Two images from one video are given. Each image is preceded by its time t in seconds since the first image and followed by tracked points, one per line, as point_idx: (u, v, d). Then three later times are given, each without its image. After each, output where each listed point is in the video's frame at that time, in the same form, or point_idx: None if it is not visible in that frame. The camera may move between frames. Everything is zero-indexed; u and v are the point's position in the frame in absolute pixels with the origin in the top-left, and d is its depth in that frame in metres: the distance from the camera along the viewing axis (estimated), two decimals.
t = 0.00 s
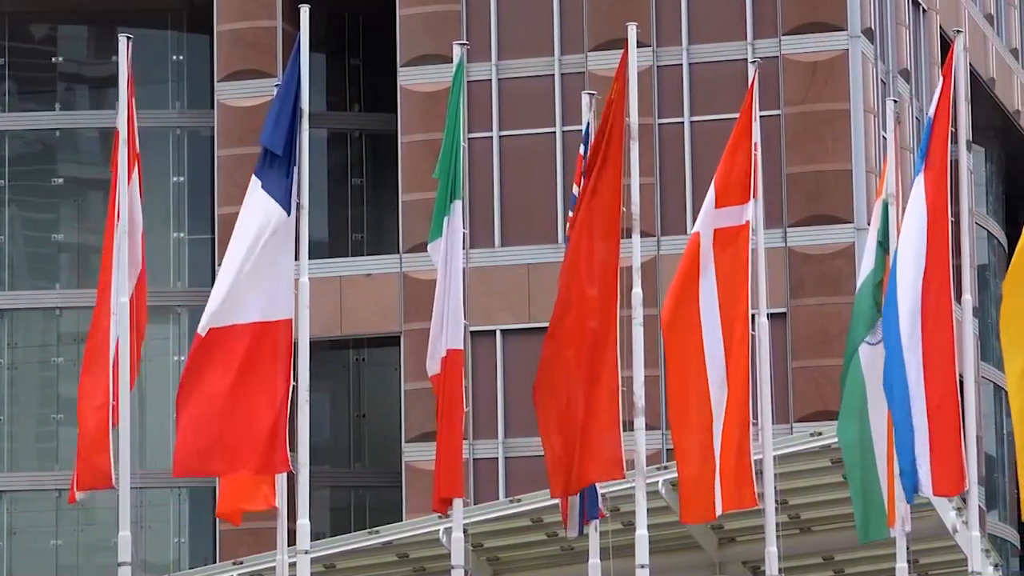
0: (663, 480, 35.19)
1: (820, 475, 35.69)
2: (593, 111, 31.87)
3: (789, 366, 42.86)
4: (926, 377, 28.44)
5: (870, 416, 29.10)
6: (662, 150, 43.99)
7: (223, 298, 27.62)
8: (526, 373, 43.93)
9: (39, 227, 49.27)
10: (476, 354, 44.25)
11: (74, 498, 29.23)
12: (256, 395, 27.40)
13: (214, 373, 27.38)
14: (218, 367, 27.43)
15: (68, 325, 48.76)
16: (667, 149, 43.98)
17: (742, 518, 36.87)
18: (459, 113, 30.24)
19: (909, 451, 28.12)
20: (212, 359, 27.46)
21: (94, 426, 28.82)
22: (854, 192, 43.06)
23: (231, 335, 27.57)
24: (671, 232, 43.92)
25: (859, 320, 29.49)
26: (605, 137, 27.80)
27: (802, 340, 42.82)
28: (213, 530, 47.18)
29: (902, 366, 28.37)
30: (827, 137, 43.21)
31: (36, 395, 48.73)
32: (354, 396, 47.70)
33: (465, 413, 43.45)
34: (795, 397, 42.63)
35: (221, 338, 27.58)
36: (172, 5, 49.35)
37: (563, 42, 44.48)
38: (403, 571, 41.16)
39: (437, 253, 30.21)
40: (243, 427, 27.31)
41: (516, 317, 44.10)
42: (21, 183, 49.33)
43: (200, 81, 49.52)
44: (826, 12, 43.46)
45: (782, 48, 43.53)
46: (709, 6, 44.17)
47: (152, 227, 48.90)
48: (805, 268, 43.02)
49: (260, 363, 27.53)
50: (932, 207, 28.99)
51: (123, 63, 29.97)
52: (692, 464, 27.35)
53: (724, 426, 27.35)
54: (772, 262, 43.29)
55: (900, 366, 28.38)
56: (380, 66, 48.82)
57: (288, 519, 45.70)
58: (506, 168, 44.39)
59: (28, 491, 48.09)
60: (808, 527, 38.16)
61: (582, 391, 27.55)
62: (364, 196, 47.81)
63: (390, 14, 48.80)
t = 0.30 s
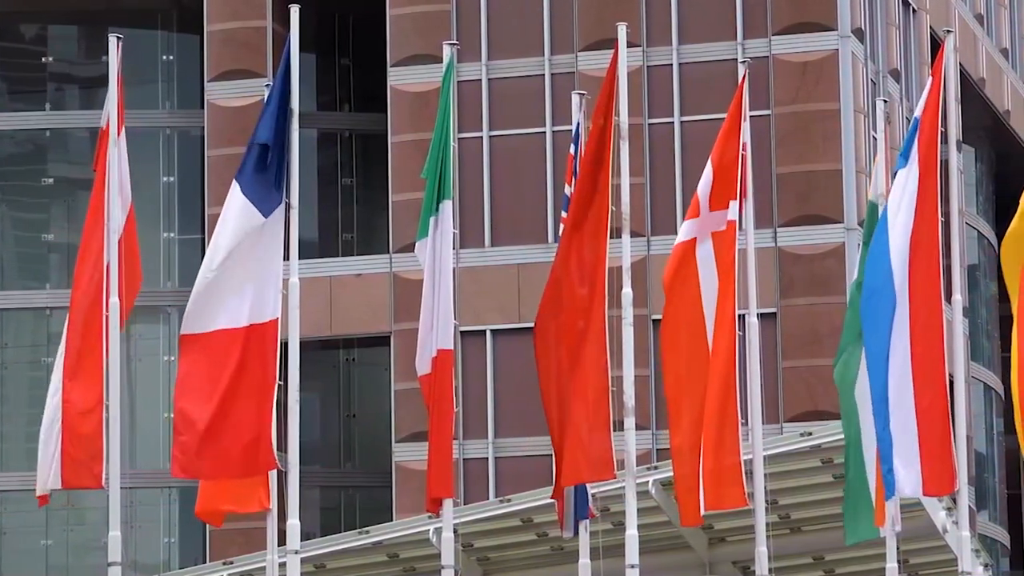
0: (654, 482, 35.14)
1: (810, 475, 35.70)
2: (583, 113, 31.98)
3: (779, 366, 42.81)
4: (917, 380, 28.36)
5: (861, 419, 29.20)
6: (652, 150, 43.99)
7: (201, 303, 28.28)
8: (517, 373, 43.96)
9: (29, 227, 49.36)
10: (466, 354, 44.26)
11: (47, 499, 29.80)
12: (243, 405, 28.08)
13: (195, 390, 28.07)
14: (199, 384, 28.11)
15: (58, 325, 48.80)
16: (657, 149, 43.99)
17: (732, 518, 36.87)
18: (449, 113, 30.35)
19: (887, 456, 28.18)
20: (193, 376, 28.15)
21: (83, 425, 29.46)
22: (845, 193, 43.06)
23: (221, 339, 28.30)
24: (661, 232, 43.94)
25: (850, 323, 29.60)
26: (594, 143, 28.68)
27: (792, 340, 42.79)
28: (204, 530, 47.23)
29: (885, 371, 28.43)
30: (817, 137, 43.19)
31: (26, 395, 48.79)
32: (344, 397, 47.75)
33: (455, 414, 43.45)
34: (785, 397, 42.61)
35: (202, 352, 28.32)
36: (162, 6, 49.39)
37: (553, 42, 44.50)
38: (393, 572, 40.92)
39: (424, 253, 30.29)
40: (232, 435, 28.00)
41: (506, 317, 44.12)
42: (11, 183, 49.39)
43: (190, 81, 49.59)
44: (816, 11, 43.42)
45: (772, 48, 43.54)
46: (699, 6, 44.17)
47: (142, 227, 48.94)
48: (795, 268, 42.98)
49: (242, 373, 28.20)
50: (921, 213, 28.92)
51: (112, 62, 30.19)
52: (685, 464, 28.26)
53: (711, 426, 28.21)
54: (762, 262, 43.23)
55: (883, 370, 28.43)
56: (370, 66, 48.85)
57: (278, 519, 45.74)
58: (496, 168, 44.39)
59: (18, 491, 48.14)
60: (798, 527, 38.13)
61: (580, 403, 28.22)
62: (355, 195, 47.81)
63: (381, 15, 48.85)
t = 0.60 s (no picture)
0: (644, 482, 35.10)
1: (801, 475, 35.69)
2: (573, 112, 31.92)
3: (770, 366, 42.81)
4: (906, 380, 28.31)
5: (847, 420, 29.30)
6: (643, 150, 43.99)
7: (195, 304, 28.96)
8: (507, 373, 43.96)
9: (19, 227, 49.37)
10: (457, 354, 44.24)
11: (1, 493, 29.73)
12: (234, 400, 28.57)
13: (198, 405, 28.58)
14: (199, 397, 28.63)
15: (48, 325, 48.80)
16: (647, 150, 43.99)
17: (722, 518, 36.87)
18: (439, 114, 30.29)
19: (868, 457, 28.23)
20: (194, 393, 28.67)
21: (76, 430, 29.34)
22: (834, 193, 42.97)
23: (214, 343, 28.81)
24: (651, 232, 43.93)
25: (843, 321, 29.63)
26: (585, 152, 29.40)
27: (781, 340, 42.79)
28: (194, 531, 47.24)
29: (869, 374, 28.46)
30: (807, 138, 43.19)
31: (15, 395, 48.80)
32: (334, 396, 47.86)
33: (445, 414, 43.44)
34: (776, 397, 42.60)
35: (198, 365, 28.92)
36: (152, 6, 49.42)
37: (543, 42, 44.50)
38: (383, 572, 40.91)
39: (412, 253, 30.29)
40: (233, 434, 28.52)
41: (496, 317, 44.11)
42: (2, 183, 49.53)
43: (180, 81, 49.62)
44: (806, 11, 43.40)
45: (762, 48, 43.52)
46: (689, 6, 44.19)
47: (132, 227, 48.96)
48: (785, 268, 42.96)
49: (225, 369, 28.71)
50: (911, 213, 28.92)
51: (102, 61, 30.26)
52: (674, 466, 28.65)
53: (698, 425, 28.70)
54: (752, 262, 43.25)
55: (867, 373, 28.45)
56: (360, 66, 48.85)
57: (268, 519, 45.76)
58: (486, 168, 44.40)
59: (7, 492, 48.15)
60: (788, 527, 38.10)
61: (571, 401, 28.71)
62: (345, 195, 47.87)
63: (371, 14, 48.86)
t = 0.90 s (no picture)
0: (634, 482, 35.07)
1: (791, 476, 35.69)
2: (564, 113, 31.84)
3: (760, 366, 42.82)
4: (896, 380, 28.28)
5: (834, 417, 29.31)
6: (633, 150, 43.98)
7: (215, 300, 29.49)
8: (497, 374, 43.97)
9: (10, 227, 49.37)
10: (447, 354, 44.25)
11: None
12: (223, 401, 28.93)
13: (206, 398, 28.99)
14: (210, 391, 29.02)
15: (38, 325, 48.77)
16: (638, 150, 43.98)
17: (712, 519, 36.87)
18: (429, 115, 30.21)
19: (856, 457, 28.21)
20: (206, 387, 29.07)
21: (67, 432, 29.30)
22: (824, 193, 42.94)
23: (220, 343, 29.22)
24: (641, 232, 43.94)
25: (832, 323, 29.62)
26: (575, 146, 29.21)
27: (772, 340, 42.79)
28: (184, 530, 47.24)
29: (860, 372, 28.40)
30: (797, 138, 43.16)
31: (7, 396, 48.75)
32: (325, 396, 47.90)
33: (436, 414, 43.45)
34: (766, 398, 42.61)
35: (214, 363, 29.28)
36: (142, 5, 49.43)
37: (534, 43, 44.49)
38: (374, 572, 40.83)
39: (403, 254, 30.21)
40: (224, 435, 28.81)
41: (486, 317, 44.11)
42: None
43: (171, 81, 49.64)
44: (796, 11, 43.39)
45: (752, 48, 43.53)
46: (680, 6, 44.19)
47: (122, 228, 48.97)
48: (775, 269, 42.97)
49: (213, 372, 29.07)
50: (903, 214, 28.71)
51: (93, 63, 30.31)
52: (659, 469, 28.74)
53: (684, 426, 28.74)
54: (742, 263, 43.24)
55: (856, 372, 28.39)
56: (350, 65, 48.92)
57: (259, 519, 45.76)
58: (477, 168, 44.41)
59: None
60: (779, 527, 38.07)
61: (560, 398, 28.65)
62: (335, 195, 47.88)
63: (361, 14, 48.90)
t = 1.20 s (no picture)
0: (623, 481, 35.03)
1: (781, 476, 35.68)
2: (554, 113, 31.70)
3: (750, 366, 42.84)
4: (888, 382, 28.24)
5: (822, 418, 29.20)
6: (623, 150, 43.98)
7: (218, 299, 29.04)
8: (487, 373, 43.96)
9: None
10: (437, 354, 44.26)
11: None
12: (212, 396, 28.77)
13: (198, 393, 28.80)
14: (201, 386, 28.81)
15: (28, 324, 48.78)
16: (627, 150, 43.98)
17: (702, 519, 36.84)
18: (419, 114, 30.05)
19: (850, 459, 28.14)
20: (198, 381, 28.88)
21: (61, 426, 28.86)
22: (814, 194, 42.95)
23: (212, 337, 28.97)
24: (631, 232, 43.95)
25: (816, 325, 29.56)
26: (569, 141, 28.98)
27: (762, 340, 42.78)
28: (174, 530, 47.26)
29: (852, 374, 28.32)
30: (787, 138, 43.15)
31: None
32: (315, 396, 47.91)
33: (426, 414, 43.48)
34: (756, 397, 42.64)
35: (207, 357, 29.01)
36: (132, 5, 49.44)
37: (523, 42, 44.49)
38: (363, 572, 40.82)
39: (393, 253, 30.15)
40: (212, 431, 28.61)
41: (476, 317, 44.13)
42: None
43: (161, 81, 49.64)
44: (786, 11, 43.38)
45: (742, 48, 43.53)
46: (670, 6, 44.19)
47: (112, 228, 48.97)
48: (765, 269, 42.96)
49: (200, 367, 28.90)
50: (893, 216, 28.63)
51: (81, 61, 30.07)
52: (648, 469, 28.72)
53: (674, 425, 28.71)
54: (732, 262, 43.23)
55: (848, 375, 28.32)
56: (340, 65, 48.94)
57: (248, 518, 45.78)
58: (467, 168, 44.39)
59: None
60: (769, 527, 38.05)
61: (550, 399, 28.33)
62: (325, 196, 47.87)
63: (351, 14, 48.92)
